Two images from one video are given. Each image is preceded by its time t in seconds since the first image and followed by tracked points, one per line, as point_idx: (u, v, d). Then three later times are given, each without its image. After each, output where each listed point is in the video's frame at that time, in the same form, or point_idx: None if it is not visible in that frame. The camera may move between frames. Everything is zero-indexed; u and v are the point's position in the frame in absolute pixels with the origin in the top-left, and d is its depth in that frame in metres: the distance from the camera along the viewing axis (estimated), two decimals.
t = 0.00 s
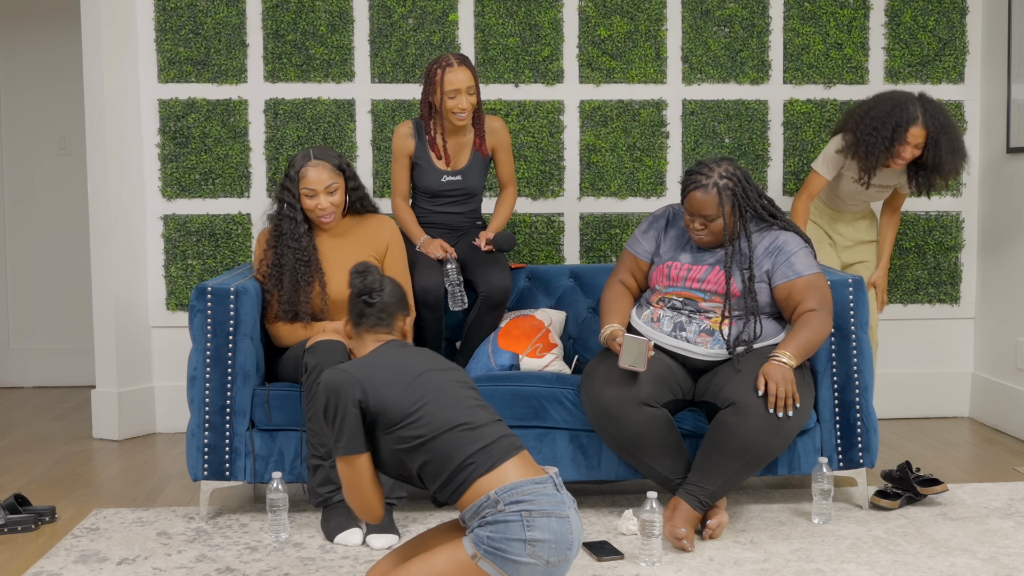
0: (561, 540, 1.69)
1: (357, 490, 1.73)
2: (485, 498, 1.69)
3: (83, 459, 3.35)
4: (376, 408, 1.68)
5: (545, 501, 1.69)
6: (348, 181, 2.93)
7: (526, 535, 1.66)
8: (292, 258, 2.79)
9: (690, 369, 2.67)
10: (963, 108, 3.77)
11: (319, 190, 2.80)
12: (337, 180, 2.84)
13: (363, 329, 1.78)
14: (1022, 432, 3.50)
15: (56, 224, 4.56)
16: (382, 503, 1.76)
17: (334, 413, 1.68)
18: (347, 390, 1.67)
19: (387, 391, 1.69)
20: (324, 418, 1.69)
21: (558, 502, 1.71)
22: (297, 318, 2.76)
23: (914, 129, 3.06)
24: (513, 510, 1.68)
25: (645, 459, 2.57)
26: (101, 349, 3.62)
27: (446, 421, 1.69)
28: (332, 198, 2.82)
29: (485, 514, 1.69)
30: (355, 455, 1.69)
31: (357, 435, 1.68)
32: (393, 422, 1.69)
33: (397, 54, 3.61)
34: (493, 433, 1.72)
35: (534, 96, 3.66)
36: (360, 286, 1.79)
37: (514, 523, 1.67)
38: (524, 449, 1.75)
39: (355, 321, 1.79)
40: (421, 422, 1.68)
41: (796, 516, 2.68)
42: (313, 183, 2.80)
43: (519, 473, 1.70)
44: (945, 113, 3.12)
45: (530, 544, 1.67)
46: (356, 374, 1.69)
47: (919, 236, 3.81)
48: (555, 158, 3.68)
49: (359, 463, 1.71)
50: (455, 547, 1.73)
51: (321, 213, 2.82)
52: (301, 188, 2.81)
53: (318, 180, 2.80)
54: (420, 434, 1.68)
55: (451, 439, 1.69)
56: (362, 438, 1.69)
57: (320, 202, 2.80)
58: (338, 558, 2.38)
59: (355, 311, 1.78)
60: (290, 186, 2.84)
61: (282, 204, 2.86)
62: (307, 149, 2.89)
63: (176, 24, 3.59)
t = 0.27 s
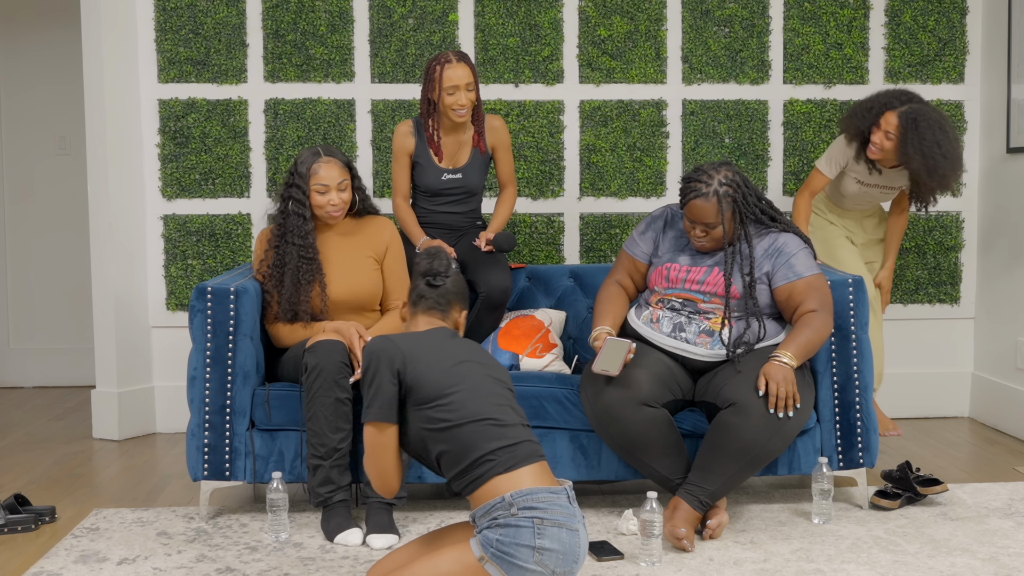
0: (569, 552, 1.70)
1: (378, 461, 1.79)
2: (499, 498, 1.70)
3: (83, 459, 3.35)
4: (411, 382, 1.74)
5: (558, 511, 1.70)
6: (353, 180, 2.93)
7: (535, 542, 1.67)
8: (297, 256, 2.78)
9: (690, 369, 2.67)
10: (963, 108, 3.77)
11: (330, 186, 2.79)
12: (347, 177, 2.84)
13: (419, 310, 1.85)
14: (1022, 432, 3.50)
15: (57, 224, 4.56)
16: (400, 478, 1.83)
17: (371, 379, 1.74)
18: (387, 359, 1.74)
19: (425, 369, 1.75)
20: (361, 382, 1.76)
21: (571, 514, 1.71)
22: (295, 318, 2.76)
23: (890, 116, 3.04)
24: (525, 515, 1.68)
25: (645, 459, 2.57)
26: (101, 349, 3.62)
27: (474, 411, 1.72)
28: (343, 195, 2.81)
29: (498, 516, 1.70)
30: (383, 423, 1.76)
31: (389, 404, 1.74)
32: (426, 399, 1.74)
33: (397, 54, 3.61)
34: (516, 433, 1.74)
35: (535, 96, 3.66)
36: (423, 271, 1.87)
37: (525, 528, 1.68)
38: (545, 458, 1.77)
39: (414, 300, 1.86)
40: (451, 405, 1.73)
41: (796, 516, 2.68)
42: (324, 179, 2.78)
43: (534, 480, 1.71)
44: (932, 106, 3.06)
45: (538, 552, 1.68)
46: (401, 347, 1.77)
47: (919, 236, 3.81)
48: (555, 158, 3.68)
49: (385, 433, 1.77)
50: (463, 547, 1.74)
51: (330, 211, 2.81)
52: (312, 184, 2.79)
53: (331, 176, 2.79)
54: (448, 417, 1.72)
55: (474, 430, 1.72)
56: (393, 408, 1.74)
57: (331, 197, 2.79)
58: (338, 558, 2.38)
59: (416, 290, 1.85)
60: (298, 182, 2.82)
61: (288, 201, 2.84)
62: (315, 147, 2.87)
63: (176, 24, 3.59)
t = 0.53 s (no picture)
0: (575, 564, 1.70)
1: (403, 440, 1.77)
2: (510, 503, 1.70)
3: (83, 459, 3.36)
4: (444, 371, 1.75)
5: (568, 523, 1.70)
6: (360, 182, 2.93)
7: (543, 551, 1.67)
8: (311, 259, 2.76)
9: (690, 370, 2.67)
10: (963, 108, 3.77)
11: (354, 188, 2.80)
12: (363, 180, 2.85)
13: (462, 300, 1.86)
14: (1022, 432, 3.50)
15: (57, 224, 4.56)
16: (423, 461, 1.79)
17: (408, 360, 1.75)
18: (423, 345, 1.75)
19: (462, 358, 1.76)
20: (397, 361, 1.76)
21: (581, 526, 1.72)
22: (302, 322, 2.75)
23: (877, 100, 3.06)
24: (536, 522, 1.69)
25: (644, 460, 2.57)
26: (101, 349, 3.62)
27: (501, 409, 1.73)
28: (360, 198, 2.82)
29: (508, 521, 1.70)
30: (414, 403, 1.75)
31: (422, 388, 1.74)
32: (458, 389, 1.75)
33: (397, 54, 3.61)
34: (540, 437, 1.75)
35: (534, 96, 3.66)
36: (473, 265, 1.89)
37: (534, 536, 1.68)
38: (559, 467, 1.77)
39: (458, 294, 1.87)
40: (480, 399, 1.74)
41: (796, 516, 2.68)
42: (348, 179, 2.79)
43: (546, 488, 1.71)
44: (923, 90, 3.05)
45: (545, 561, 1.69)
46: (441, 333, 1.78)
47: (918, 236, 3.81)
48: (555, 158, 3.68)
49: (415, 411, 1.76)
50: (468, 551, 1.74)
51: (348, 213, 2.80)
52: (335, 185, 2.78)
53: (353, 178, 2.80)
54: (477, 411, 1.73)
55: (498, 429, 1.72)
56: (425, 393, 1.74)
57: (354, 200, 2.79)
58: (338, 558, 2.38)
59: (463, 283, 1.86)
60: (316, 184, 2.78)
61: (307, 204, 2.78)
62: (321, 148, 2.84)
63: (176, 24, 3.59)
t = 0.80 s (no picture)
0: (574, 572, 1.71)
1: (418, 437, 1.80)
2: (513, 508, 1.71)
3: (83, 459, 3.36)
4: (460, 369, 1.76)
5: (569, 531, 1.71)
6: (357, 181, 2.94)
7: (543, 558, 1.68)
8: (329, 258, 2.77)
9: (690, 370, 2.67)
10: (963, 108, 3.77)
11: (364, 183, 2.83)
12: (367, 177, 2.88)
13: (489, 301, 1.88)
14: (1022, 432, 3.50)
15: (57, 224, 4.56)
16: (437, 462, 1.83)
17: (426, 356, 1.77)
18: (441, 341, 1.77)
19: (479, 357, 1.77)
20: (415, 356, 1.78)
21: (581, 535, 1.72)
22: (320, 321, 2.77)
23: (895, 99, 2.86)
24: (538, 528, 1.69)
25: (644, 460, 2.57)
26: (101, 349, 3.62)
27: (513, 411, 1.74)
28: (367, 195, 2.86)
29: (510, 525, 1.70)
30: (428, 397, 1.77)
31: (436, 384, 1.75)
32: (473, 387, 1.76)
33: (397, 54, 3.61)
34: (550, 442, 1.75)
35: (534, 96, 3.66)
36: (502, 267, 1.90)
37: (535, 543, 1.69)
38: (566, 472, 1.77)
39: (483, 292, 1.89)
40: (493, 400, 1.75)
41: (797, 516, 2.68)
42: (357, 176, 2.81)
43: (551, 494, 1.72)
44: (938, 77, 2.87)
45: (544, 568, 1.69)
46: (461, 331, 1.79)
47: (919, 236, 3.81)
48: (555, 158, 3.68)
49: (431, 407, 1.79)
50: (468, 553, 1.73)
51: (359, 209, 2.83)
52: (346, 184, 2.80)
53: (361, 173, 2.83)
54: (490, 412, 1.74)
55: (507, 430, 1.72)
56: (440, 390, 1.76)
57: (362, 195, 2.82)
58: (338, 558, 2.38)
59: (488, 282, 1.88)
60: (328, 183, 2.78)
61: (319, 206, 2.78)
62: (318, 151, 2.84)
63: (176, 24, 3.59)
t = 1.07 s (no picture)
0: None
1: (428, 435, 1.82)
2: (511, 511, 1.70)
3: (83, 459, 3.36)
4: (462, 370, 1.78)
5: (567, 535, 1.70)
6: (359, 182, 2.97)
7: (539, 564, 1.68)
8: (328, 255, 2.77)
9: (690, 370, 2.67)
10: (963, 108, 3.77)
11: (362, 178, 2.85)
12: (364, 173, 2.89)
13: (502, 304, 1.90)
14: (1022, 432, 3.50)
15: (57, 224, 4.56)
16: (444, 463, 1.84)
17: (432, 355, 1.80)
18: (445, 342, 1.80)
19: (484, 358, 1.78)
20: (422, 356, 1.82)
21: (579, 539, 1.72)
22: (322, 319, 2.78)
23: (939, 76, 2.62)
24: (535, 533, 1.69)
25: (644, 459, 2.57)
26: (101, 349, 3.62)
27: (513, 412, 1.74)
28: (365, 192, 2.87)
29: (508, 528, 1.70)
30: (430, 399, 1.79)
31: (440, 384, 1.78)
32: (475, 388, 1.77)
33: (397, 54, 3.61)
34: (551, 446, 1.74)
35: (535, 96, 3.66)
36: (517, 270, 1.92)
37: (532, 548, 1.68)
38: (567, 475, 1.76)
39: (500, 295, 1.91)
40: (493, 401, 1.75)
41: (797, 516, 2.68)
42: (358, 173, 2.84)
43: (548, 497, 1.71)
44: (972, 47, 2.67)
45: (541, 573, 1.69)
46: (468, 333, 1.81)
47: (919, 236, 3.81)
48: (555, 158, 3.68)
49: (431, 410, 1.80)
50: (465, 555, 1.73)
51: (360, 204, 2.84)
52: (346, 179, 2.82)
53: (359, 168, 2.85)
54: (490, 413, 1.74)
55: (506, 432, 1.73)
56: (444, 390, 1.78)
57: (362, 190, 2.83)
58: (338, 558, 2.38)
59: (505, 285, 1.90)
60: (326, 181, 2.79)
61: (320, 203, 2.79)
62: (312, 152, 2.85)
63: (176, 24, 3.59)
